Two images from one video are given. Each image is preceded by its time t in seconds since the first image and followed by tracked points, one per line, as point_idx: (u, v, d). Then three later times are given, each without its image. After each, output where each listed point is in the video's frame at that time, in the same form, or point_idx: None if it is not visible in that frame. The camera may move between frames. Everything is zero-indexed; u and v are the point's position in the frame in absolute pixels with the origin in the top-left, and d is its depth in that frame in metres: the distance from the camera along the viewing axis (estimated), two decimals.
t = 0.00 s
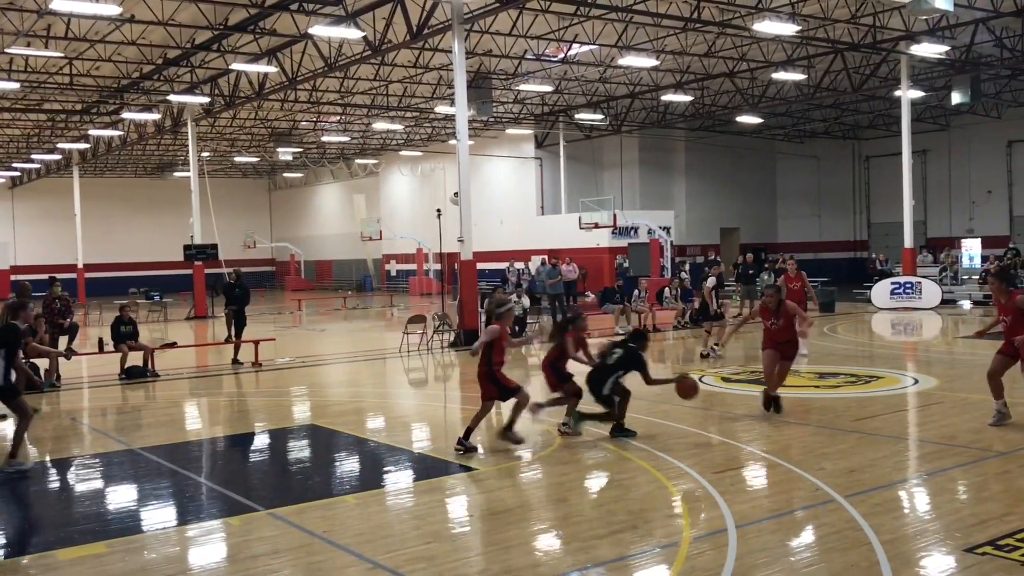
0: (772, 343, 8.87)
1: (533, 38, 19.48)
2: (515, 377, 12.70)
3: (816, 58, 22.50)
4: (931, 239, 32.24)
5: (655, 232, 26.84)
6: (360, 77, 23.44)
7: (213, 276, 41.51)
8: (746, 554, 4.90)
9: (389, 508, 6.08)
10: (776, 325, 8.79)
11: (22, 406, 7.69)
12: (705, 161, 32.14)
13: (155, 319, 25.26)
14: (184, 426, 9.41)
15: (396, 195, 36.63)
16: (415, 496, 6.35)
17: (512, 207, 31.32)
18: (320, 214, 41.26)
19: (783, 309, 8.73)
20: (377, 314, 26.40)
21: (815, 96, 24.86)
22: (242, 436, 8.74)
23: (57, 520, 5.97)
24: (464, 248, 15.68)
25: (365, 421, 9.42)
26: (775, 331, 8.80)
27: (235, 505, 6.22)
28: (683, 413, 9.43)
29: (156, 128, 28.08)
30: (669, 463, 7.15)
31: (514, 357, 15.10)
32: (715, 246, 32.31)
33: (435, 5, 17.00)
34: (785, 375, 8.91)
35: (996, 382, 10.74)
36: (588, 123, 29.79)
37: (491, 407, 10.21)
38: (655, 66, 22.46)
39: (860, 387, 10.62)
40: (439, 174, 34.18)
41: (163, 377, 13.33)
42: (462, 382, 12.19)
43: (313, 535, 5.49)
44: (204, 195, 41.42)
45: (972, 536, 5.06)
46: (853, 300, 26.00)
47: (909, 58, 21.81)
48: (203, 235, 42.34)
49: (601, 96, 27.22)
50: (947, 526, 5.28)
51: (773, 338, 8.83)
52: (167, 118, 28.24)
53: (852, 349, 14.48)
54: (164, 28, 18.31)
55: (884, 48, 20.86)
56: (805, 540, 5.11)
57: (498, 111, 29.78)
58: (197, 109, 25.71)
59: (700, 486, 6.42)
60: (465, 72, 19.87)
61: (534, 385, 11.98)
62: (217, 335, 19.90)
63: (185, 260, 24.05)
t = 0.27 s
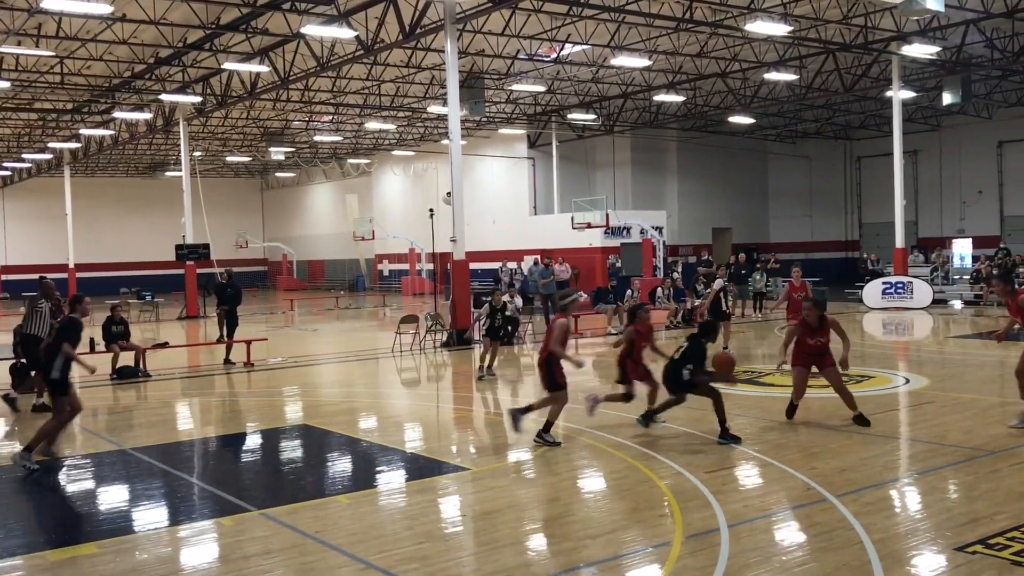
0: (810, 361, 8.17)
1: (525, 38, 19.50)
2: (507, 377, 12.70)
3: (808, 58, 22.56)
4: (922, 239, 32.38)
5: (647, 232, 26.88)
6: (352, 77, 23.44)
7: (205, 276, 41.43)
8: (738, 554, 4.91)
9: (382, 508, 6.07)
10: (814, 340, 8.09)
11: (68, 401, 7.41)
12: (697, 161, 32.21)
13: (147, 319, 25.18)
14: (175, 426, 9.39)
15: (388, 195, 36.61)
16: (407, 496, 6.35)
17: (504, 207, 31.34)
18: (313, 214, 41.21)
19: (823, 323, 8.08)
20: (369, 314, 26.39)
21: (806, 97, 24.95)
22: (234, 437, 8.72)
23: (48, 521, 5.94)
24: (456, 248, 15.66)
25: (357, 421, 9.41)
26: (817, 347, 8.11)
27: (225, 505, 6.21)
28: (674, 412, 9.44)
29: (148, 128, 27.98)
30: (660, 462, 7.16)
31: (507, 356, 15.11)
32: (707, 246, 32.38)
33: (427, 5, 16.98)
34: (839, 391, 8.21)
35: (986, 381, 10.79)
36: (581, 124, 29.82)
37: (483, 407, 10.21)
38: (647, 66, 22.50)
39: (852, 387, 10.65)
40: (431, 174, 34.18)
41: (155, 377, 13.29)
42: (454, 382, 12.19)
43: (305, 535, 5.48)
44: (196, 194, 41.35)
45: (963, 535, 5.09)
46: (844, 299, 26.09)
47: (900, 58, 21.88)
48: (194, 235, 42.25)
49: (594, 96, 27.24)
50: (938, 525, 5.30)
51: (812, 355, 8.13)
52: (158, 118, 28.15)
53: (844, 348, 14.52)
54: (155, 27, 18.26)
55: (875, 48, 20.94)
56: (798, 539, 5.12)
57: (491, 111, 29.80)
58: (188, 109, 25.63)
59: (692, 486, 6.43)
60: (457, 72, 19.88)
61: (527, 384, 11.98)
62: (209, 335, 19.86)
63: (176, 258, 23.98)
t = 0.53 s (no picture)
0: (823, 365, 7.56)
1: (520, 38, 19.50)
2: (502, 377, 12.70)
3: (802, 58, 22.60)
4: (916, 239, 32.46)
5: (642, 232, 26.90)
6: (347, 76, 23.41)
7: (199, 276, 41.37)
8: (732, 554, 4.91)
9: (377, 508, 6.06)
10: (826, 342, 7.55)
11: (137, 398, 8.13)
12: (691, 161, 32.24)
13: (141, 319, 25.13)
14: (170, 426, 9.37)
15: (383, 195, 36.58)
16: (402, 496, 6.34)
17: (499, 207, 31.35)
18: (307, 214, 41.16)
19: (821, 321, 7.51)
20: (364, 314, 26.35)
21: (801, 97, 24.99)
22: (228, 437, 8.70)
23: (41, 522, 5.92)
24: (452, 249, 15.63)
25: (352, 422, 9.38)
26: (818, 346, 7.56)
27: (219, 506, 6.20)
28: (669, 412, 9.45)
29: (142, 127, 27.91)
30: (655, 463, 7.17)
31: (502, 356, 15.12)
32: (701, 246, 32.41)
33: (422, 5, 16.96)
34: (848, 388, 7.84)
35: (980, 381, 10.81)
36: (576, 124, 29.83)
37: (477, 407, 10.21)
38: (642, 67, 22.52)
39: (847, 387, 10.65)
40: (426, 174, 34.17)
41: (149, 377, 13.26)
42: (449, 383, 12.18)
43: (298, 535, 5.47)
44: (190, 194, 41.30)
45: (956, 535, 5.10)
46: (838, 299, 26.14)
47: (894, 59, 21.92)
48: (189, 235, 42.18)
49: (589, 96, 27.25)
50: (932, 525, 5.31)
51: (829, 358, 7.54)
52: (152, 118, 28.08)
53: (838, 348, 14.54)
54: (150, 26, 18.21)
55: (870, 48, 20.97)
56: (792, 539, 5.13)
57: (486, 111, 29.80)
58: (183, 109, 25.57)
59: (687, 486, 6.43)
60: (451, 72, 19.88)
61: (522, 384, 11.98)
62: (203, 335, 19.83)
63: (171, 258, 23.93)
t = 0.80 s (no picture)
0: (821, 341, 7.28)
1: (517, 38, 19.52)
2: (499, 377, 12.70)
3: (798, 59, 22.65)
4: (912, 240, 32.51)
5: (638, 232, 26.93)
6: (344, 76, 23.42)
7: (195, 276, 41.34)
8: (729, 554, 4.91)
9: (373, 508, 6.06)
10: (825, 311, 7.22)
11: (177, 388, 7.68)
12: (687, 161, 32.27)
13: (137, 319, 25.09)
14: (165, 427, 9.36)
15: (379, 195, 36.58)
16: (398, 496, 6.34)
17: (496, 207, 31.35)
18: (304, 214, 41.14)
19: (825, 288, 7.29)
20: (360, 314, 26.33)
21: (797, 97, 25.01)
22: (225, 437, 8.69)
23: (37, 522, 5.91)
24: (448, 249, 15.60)
25: (348, 422, 9.38)
26: (821, 316, 7.25)
27: (216, 506, 6.19)
28: (666, 413, 9.46)
29: (138, 127, 27.86)
30: (652, 463, 7.17)
31: (499, 357, 15.12)
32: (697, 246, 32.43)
33: (418, 5, 16.97)
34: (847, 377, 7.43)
35: (975, 381, 10.84)
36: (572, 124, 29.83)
37: (474, 407, 10.21)
38: (638, 67, 22.56)
39: (842, 387, 10.68)
40: (423, 174, 34.17)
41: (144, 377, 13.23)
42: (446, 383, 12.18)
43: (295, 536, 5.47)
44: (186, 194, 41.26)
45: (953, 535, 5.10)
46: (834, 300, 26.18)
47: (890, 60, 21.97)
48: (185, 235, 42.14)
49: (586, 97, 27.26)
50: (928, 525, 5.32)
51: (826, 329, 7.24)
52: (148, 118, 28.03)
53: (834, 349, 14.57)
54: (146, 26, 18.20)
55: (865, 49, 21.03)
56: (789, 539, 5.14)
57: (482, 111, 29.81)
58: (179, 109, 25.53)
59: (683, 486, 6.44)
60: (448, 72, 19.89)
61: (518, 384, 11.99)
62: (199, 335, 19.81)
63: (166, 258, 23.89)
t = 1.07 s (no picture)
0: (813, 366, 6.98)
1: (514, 39, 19.54)
2: (496, 378, 12.71)
3: (795, 60, 22.68)
4: (909, 240, 32.57)
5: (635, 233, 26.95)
6: (341, 77, 23.41)
7: (192, 277, 41.31)
8: (727, 554, 4.92)
9: (371, 509, 6.07)
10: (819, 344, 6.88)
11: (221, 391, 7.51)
12: (684, 162, 32.29)
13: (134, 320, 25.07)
14: (163, 428, 9.36)
15: (377, 196, 36.58)
16: (395, 497, 6.35)
17: (493, 208, 31.36)
18: (301, 215, 41.12)
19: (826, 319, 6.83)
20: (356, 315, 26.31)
21: (794, 98, 25.05)
22: (222, 438, 8.69)
23: (34, 524, 5.90)
24: (445, 249, 15.57)
25: (345, 423, 9.39)
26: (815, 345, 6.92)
27: (213, 507, 6.18)
28: (662, 413, 9.47)
29: (135, 128, 27.84)
30: (650, 463, 7.18)
31: (496, 357, 15.13)
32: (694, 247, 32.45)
33: (416, 6, 16.96)
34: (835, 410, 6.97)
35: (971, 382, 10.88)
36: (569, 125, 29.86)
37: (471, 408, 10.22)
38: (635, 68, 22.59)
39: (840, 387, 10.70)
40: (420, 175, 34.18)
41: (142, 378, 13.23)
42: (443, 384, 12.19)
43: (293, 537, 5.47)
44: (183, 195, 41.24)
45: (950, 535, 5.12)
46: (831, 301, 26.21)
47: (887, 61, 21.99)
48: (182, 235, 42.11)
49: (583, 98, 27.26)
50: (925, 525, 5.34)
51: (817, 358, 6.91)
52: (145, 118, 28.01)
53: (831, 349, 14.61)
54: (143, 27, 18.18)
55: (862, 50, 21.07)
56: (786, 540, 5.15)
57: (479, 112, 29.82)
58: (176, 109, 25.51)
59: (680, 486, 6.45)
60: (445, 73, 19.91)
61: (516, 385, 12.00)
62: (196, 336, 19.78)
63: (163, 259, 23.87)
